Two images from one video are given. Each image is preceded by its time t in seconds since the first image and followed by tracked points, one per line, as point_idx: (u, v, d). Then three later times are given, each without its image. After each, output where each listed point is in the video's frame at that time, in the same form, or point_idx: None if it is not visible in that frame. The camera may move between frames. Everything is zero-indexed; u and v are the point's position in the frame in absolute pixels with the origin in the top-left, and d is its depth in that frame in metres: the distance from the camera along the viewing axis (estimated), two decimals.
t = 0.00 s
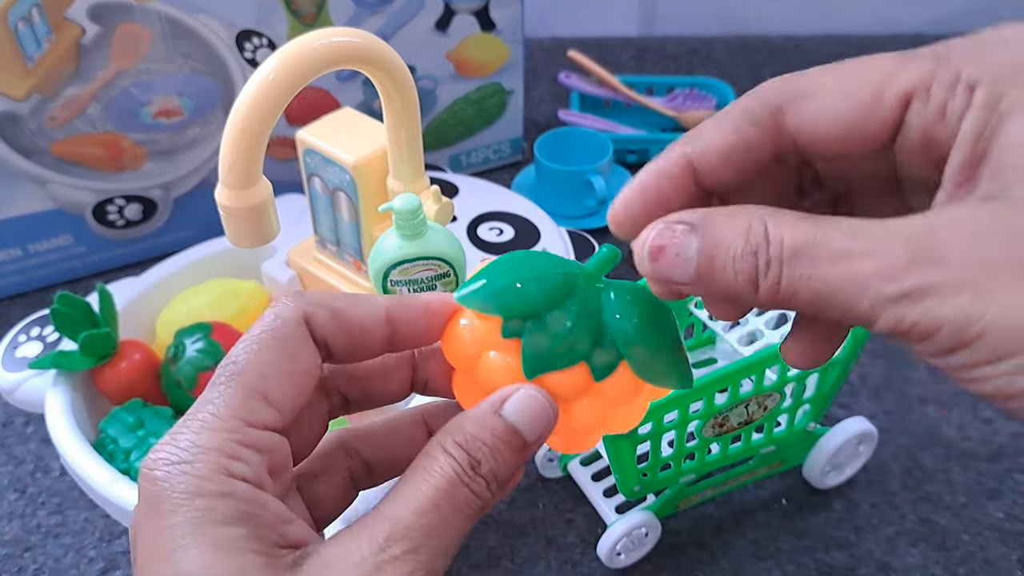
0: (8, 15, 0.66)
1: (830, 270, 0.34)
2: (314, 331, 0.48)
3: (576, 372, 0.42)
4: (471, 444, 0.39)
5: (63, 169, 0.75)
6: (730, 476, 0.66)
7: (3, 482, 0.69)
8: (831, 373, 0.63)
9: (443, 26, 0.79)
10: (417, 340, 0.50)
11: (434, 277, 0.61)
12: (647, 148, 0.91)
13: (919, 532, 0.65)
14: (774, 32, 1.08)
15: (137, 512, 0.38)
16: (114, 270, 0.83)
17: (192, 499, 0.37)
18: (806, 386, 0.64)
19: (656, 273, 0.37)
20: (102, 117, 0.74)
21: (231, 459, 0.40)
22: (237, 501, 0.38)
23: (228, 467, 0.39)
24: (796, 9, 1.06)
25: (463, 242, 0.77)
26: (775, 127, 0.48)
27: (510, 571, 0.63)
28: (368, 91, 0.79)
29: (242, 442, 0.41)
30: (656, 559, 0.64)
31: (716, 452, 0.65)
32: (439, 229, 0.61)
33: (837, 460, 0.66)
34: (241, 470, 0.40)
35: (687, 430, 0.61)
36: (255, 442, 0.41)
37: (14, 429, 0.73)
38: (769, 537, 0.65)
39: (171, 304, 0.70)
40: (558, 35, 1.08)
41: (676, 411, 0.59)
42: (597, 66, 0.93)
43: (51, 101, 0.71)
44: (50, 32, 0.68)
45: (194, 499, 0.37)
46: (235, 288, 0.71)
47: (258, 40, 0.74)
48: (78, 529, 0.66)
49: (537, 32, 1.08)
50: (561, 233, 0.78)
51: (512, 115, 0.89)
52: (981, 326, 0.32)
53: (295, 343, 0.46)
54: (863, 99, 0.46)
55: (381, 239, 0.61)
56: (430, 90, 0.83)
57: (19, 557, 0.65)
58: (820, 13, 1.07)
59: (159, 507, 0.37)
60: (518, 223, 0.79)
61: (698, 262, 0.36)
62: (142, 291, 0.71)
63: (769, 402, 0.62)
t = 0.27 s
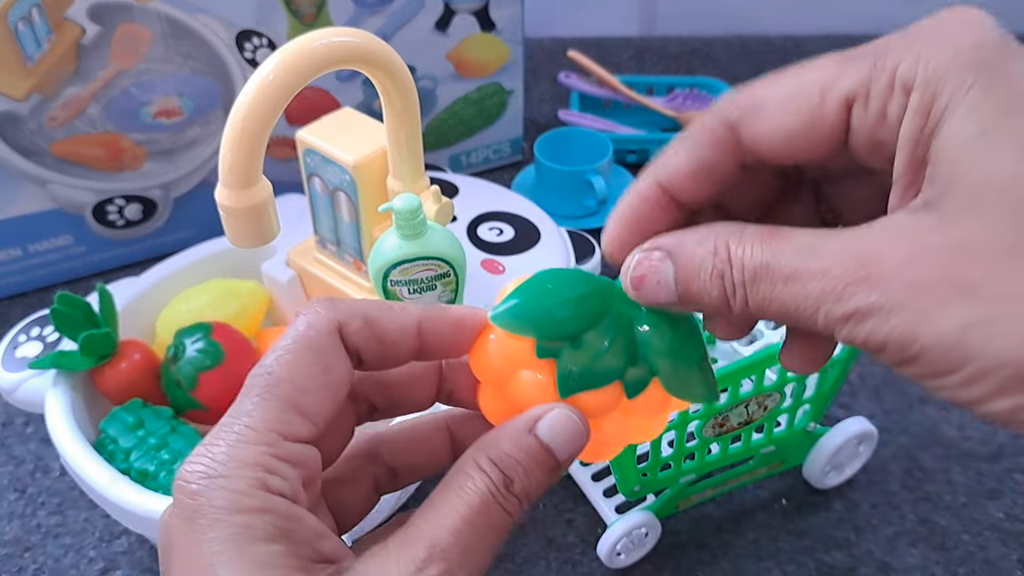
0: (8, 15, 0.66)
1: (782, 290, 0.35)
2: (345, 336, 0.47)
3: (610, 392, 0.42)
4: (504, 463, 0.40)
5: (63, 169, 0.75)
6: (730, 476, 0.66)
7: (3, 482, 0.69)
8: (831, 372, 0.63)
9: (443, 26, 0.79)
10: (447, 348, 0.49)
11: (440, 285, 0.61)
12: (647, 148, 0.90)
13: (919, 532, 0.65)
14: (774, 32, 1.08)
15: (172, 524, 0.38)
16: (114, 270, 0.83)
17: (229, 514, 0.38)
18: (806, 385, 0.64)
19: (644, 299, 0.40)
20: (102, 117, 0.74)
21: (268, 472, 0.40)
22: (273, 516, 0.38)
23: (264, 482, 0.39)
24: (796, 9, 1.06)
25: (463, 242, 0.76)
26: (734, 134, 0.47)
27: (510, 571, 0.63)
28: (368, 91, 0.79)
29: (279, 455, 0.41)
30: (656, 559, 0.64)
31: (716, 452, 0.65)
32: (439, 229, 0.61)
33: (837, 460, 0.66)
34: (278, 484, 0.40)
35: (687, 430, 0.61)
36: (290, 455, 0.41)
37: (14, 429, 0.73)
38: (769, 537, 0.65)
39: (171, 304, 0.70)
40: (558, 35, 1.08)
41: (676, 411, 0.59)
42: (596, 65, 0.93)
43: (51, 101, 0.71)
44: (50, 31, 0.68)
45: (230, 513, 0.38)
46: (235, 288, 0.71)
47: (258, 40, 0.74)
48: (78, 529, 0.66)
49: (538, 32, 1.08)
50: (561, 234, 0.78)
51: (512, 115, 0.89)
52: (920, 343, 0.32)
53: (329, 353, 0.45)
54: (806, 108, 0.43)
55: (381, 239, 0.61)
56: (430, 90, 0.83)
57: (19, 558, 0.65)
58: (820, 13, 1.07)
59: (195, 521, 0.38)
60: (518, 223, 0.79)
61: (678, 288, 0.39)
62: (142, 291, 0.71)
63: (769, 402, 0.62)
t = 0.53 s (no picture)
0: (8, 15, 0.66)
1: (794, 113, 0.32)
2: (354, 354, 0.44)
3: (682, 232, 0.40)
4: (526, 495, 0.37)
5: (63, 169, 0.75)
6: (730, 476, 0.66)
7: (3, 482, 0.69)
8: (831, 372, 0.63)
9: (443, 26, 0.79)
10: (433, 341, 0.47)
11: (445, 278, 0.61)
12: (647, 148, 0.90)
13: (919, 532, 0.65)
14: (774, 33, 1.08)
15: (182, 541, 0.34)
16: (114, 270, 0.83)
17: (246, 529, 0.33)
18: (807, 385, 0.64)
19: (713, 128, 0.38)
20: (102, 118, 0.74)
21: (282, 494, 0.35)
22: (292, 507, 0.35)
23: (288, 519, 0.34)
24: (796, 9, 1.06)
25: (463, 242, 0.76)
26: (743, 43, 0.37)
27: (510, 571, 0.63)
28: (368, 91, 0.79)
29: (294, 475, 0.36)
30: (656, 559, 0.64)
31: (717, 452, 0.65)
32: (439, 230, 0.61)
33: (836, 460, 0.66)
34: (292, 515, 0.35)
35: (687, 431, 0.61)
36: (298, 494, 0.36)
37: (14, 429, 0.73)
38: (769, 537, 0.65)
39: (171, 304, 0.70)
40: (558, 35, 1.08)
41: (676, 411, 0.59)
42: (596, 65, 0.93)
43: (51, 101, 0.71)
44: (50, 31, 0.68)
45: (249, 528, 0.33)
46: (235, 288, 0.71)
47: (258, 40, 0.74)
48: (78, 529, 0.66)
49: (538, 32, 1.08)
50: (561, 234, 0.78)
51: (512, 115, 0.89)
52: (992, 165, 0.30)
53: (335, 369, 0.40)
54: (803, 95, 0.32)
55: (381, 239, 0.61)
56: (430, 90, 0.83)
57: (19, 558, 0.65)
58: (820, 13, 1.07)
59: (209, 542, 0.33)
60: (518, 223, 0.79)
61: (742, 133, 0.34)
62: (142, 291, 0.70)
63: (769, 401, 0.62)
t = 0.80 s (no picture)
0: (8, 14, 0.66)
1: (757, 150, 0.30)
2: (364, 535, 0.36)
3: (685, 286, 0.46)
4: None
5: (63, 169, 0.75)
6: (730, 476, 0.66)
7: (3, 482, 0.69)
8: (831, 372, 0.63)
9: (443, 26, 0.79)
10: None
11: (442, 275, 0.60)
12: (647, 148, 0.90)
13: (920, 532, 0.65)
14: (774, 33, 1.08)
15: None
16: (114, 270, 0.83)
17: None
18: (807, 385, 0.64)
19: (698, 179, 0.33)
20: (102, 117, 0.74)
21: None
22: None
23: None
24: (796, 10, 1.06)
25: (464, 242, 0.76)
26: (688, 108, 0.33)
27: (510, 571, 0.63)
28: (368, 91, 0.80)
29: None
30: (656, 559, 0.64)
31: (717, 452, 0.64)
32: (439, 229, 0.61)
33: (836, 460, 0.66)
34: None
35: (687, 430, 0.61)
36: None
37: (14, 428, 0.73)
38: (769, 537, 0.65)
39: (171, 304, 0.70)
40: (558, 35, 1.08)
41: (676, 411, 0.59)
42: (596, 65, 0.93)
43: (51, 101, 0.71)
44: (49, 31, 0.68)
45: None
46: (235, 288, 0.71)
47: (258, 40, 0.74)
48: (78, 529, 0.66)
49: (538, 32, 1.08)
50: (561, 234, 0.78)
51: (512, 115, 0.89)
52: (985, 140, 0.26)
53: None
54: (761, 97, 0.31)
55: (381, 239, 0.61)
56: (430, 90, 0.83)
57: (19, 557, 0.65)
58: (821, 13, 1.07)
59: None
60: (519, 223, 0.79)
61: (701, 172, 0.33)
62: (142, 291, 0.70)
63: (769, 401, 0.62)
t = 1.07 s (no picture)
0: (9, 15, 0.66)
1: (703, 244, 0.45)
2: None
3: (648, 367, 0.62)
4: None
5: (65, 169, 0.75)
6: (728, 475, 0.66)
7: (5, 481, 0.70)
8: (828, 372, 0.64)
9: (443, 27, 0.80)
10: None
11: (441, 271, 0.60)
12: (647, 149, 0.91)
13: (917, 531, 0.65)
14: (773, 34, 1.09)
15: None
16: (116, 270, 0.83)
17: None
18: (804, 384, 0.64)
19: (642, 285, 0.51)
20: (103, 118, 0.74)
21: None
22: None
23: None
24: (795, 11, 1.07)
25: (464, 242, 0.77)
26: (631, 218, 0.49)
27: (510, 569, 0.63)
28: (369, 92, 0.80)
29: None
30: (655, 557, 0.64)
31: (715, 451, 0.65)
32: (439, 230, 0.62)
33: (834, 459, 0.66)
34: None
35: (685, 430, 0.61)
36: None
37: (16, 428, 0.73)
38: (768, 536, 0.65)
39: (173, 304, 0.71)
40: (558, 36, 1.08)
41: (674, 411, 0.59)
42: (596, 67, 0.93)
43: (53, 102, 0.72)
44: (51, 32, 0.68)
45: None
46: (236, 288, 0.71)
47: (259, 41, 0.74)
48: (81, 528, 0.67)
49: (538, 33, 1.08)
50: (560, 235, 0.78)
51: (512, 115, 0.90)
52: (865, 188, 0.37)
53: None
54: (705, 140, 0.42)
55: (382, 239, 0.61)
56: (430, 91, 0.84)
57: (22, 556, 0.65)
58: (820, 14, 1.07)
59: None
60: (519, 223, 0.79)
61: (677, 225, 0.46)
62: (143, 291, 0.71)
63: (767, 401, 0.63)
